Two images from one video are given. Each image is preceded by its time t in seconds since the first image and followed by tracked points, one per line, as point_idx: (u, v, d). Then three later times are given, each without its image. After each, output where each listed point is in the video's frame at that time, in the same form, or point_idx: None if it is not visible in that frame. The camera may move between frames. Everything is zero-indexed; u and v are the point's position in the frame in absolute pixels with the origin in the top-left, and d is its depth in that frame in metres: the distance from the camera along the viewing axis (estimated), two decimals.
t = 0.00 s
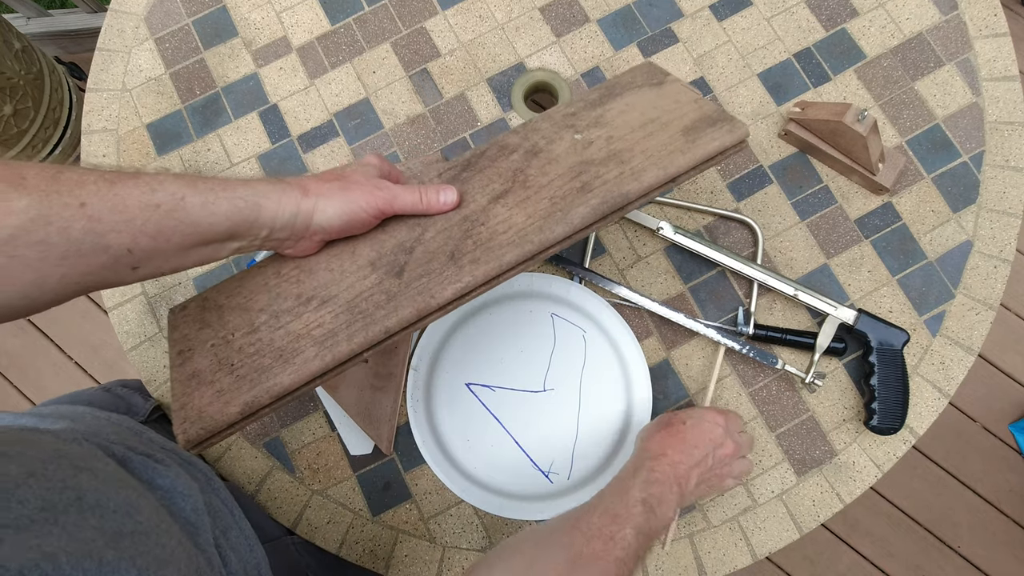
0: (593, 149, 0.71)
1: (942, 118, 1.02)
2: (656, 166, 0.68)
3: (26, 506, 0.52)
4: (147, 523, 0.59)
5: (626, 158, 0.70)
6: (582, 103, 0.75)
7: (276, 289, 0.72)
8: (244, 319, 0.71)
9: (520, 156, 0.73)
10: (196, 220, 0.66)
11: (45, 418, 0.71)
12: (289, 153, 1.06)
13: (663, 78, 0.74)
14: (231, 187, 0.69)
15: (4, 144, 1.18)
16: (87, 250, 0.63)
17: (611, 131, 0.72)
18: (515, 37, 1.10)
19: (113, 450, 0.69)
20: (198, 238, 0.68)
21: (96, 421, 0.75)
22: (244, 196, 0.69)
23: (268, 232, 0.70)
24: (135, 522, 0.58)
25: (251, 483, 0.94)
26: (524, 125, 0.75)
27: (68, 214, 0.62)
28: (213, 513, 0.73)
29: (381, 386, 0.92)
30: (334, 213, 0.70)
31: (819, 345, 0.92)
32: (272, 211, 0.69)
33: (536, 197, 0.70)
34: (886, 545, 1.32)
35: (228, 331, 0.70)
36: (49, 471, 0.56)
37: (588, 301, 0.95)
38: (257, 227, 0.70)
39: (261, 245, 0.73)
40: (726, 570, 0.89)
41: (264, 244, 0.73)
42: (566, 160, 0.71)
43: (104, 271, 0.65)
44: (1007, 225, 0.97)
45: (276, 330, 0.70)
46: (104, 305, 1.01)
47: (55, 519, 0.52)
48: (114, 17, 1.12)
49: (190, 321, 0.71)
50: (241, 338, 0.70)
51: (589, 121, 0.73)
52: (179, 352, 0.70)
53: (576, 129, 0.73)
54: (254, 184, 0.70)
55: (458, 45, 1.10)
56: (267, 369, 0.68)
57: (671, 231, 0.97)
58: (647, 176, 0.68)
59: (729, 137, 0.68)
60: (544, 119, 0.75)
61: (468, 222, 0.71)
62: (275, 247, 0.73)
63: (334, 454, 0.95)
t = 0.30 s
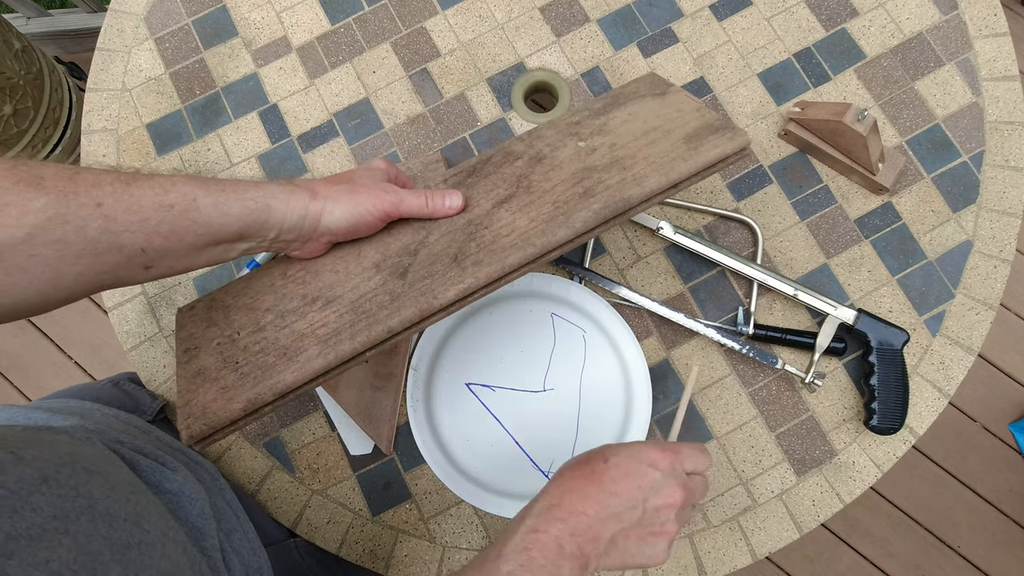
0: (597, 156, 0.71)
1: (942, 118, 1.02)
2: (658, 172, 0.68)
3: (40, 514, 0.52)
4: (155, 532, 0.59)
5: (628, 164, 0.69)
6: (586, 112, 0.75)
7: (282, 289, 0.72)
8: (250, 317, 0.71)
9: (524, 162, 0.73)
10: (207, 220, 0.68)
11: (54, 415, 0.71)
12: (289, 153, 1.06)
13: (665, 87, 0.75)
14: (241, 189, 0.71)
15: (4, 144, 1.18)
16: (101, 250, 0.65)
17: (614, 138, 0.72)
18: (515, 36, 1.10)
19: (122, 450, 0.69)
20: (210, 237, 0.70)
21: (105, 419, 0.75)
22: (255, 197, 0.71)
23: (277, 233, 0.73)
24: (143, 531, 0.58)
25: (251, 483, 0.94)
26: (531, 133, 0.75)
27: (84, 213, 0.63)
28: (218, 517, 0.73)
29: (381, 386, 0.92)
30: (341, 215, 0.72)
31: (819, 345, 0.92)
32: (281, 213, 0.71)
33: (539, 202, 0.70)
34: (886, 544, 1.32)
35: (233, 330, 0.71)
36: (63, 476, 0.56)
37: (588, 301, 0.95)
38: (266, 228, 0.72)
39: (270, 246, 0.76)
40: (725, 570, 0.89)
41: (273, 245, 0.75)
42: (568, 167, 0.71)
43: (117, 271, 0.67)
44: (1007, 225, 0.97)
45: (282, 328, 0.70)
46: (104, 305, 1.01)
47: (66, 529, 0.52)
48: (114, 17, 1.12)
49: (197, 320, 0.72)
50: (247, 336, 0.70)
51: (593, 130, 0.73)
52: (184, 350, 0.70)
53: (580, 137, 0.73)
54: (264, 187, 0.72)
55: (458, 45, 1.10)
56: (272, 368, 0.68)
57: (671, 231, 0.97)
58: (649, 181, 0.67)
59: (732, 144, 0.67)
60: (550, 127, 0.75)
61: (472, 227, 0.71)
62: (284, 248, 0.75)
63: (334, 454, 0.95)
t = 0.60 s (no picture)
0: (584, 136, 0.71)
1: (942, 118, 1.02)
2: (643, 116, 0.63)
3: (50, 528, 0.52)
4: (160, 544, 0.59)
5: (614, 126, 0.66)
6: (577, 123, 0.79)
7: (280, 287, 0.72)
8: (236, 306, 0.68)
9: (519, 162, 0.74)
10: (219, 219, 0.70)
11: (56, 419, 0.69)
12: (289, 153, 1.06)
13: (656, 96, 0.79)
14: (249, 188, 0.73)
15: (4, 144, 1.18)
16: (117, 250, 0.65)
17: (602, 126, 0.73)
18: (515, 36, 1.10)
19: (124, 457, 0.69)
20: (220, 235, 0.71)
21: (109, 425, 0.74)
22: (261, 195, 0.73)
23: (283, 229, 0.76)
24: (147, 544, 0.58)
25: (251, 482, 0.94)
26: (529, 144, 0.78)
27: (101, 215, 0.64)
28: (219, 525, 0.73)
29: (381, 385, 0.92)
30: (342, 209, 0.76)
31: (819, 345, 0.92)
32: (287, 207, 0.74)
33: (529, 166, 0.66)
34: (886, 544, 1.32)
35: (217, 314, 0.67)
36: (71, 488, 0.56)
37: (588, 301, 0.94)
38: (272, 224, 0.75)
39: (276, 244, 0.78)
40: (725, 570, 0.89)
41: (278, 242, 0.78)
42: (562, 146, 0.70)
43: (131, 271, 0.67)
44: (1007, 225, 0.97)
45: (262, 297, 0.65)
46: (104, 305, 1.00)
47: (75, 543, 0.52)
48: (113, 17, 1.11)
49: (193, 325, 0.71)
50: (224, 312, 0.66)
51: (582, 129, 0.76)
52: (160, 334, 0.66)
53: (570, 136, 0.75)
54: (269, 185, 0.74)
55: (458, 45, 1.10)
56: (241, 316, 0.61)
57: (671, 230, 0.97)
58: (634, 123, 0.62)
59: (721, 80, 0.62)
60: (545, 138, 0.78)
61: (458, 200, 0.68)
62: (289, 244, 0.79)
63: (334, 454, 0.95)
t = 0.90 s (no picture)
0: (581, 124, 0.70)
1: (942, 118, 1.02)
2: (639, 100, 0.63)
3: (40, 541, 0.52)
4: (156, 553, 0.58)
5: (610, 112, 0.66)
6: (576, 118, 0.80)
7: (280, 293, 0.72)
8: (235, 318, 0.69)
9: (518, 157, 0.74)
10: (212, 225, 0.70)
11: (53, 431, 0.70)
12: (289, 153, 1.06)
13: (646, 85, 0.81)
14: (240, 194, 0.73)
15: (4, 144, 1.19)
16: (107, 260, 0.66)
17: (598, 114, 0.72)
18: (515, 36, 1.10)
19: (122, 466, 0.69)
20: (214, 242, 0.71)
21: (105, 434, 0.75)
22: (253, 199, 0.73)
23: (275, 233, 0.75)
24: (144, 552, 0.57)
25: (251, 482, 0.94)
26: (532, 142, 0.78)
27: (90, 225, 0.65)
28: (218, 530, 0.73)
29: (381, 385, 0.92)
30: (336, 210, 0.75)
31: (819, 345, 0.92)
32: (281, 211, 0.74)
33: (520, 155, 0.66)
34: (886, 544, 1.32)
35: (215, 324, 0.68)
36: (65, 499, 0.56)
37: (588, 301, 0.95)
38: (265, 229, 0.74)
39: (269, 250, 0.77)
40: (725, 569, 0.89)
41: (273, 248, 0.77)
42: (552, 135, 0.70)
43: (124, 281, 0.68)
44: (1007, 225, 0.97)
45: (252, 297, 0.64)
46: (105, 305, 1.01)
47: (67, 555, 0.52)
48: (113, 17, 1.11)
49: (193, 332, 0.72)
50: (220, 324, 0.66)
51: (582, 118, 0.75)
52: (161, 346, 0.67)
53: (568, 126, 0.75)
54: (260, 190, 0.74)
55: (458, 45, 1.10)
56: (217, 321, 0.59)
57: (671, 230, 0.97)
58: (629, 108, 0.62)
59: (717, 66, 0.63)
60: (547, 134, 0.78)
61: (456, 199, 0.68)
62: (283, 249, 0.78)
63: (334, 454, 0.95)
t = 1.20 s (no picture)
0: (582, 132, 0.71)
1: (942, 118, 1.02)
2: (640, 121, 0.65)
3: (52, 553, 0.52)
4: (167, 564, 0.58)
5: (610, 126, 0.68)
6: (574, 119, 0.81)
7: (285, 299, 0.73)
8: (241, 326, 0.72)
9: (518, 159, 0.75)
10: (218, 235, 0.71)
11: (64, 438, 0.70)
12: (289, 153, 1.06)
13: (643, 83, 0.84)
14: (246, 203, 0.73)
15: (4, 144, 1.19)
16: (115, 267, 0.67)
17: (598, 120, 0.73)
18: (515, 36, 1.10)
19: (133, 474, 0.68)
20: (219, 251, 0.72)
21: (114, 441, 0.75)
22: (259, 209, 0.73)
23: (281, 243, 0.75)
24: (154, 564, 0.57)
25: (251, 482, 0.94)
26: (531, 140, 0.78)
27: (99, 233, 0.66)
28: (228, 538, 0.72)
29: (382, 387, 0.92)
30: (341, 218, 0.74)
31: (819, 345, 0.92)
32: (286, 220, 0.73)
33: (524, 170, 0.68)
34: (886, 544, 1.32)
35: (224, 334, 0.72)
36: (77, 510, 0.56)
37: (588, 301, 0.94)
38: (271, 238, 0.74)
39: (273, 258, 0.77)
40: (726, 570, 0.89)
41: (277, 256, 0.77)
42: (553, 146, 0.72)
43: (131, 288, 0.69)
44: (1007, 225, 0.97)
45: (268, 318, 0.70)
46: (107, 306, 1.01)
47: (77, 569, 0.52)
48: (113, 16, 1.11)
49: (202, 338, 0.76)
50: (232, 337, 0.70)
51: (581, 120, 0.76)
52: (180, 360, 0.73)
53: (567, 129, 0.76)
54: (266, 199, 0.74)
55: (458, 45, 1.10)
56: (244, 347, 0.65)
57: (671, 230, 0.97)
58: (631, 131, 0.64)
59: (714, 86, 0.65)
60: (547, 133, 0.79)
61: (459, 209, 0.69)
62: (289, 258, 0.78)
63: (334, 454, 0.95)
